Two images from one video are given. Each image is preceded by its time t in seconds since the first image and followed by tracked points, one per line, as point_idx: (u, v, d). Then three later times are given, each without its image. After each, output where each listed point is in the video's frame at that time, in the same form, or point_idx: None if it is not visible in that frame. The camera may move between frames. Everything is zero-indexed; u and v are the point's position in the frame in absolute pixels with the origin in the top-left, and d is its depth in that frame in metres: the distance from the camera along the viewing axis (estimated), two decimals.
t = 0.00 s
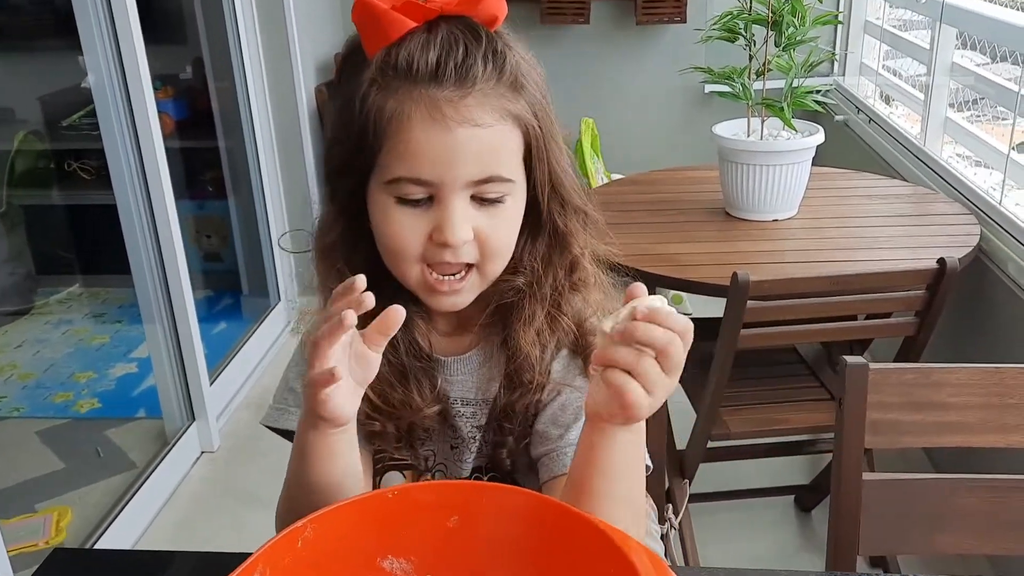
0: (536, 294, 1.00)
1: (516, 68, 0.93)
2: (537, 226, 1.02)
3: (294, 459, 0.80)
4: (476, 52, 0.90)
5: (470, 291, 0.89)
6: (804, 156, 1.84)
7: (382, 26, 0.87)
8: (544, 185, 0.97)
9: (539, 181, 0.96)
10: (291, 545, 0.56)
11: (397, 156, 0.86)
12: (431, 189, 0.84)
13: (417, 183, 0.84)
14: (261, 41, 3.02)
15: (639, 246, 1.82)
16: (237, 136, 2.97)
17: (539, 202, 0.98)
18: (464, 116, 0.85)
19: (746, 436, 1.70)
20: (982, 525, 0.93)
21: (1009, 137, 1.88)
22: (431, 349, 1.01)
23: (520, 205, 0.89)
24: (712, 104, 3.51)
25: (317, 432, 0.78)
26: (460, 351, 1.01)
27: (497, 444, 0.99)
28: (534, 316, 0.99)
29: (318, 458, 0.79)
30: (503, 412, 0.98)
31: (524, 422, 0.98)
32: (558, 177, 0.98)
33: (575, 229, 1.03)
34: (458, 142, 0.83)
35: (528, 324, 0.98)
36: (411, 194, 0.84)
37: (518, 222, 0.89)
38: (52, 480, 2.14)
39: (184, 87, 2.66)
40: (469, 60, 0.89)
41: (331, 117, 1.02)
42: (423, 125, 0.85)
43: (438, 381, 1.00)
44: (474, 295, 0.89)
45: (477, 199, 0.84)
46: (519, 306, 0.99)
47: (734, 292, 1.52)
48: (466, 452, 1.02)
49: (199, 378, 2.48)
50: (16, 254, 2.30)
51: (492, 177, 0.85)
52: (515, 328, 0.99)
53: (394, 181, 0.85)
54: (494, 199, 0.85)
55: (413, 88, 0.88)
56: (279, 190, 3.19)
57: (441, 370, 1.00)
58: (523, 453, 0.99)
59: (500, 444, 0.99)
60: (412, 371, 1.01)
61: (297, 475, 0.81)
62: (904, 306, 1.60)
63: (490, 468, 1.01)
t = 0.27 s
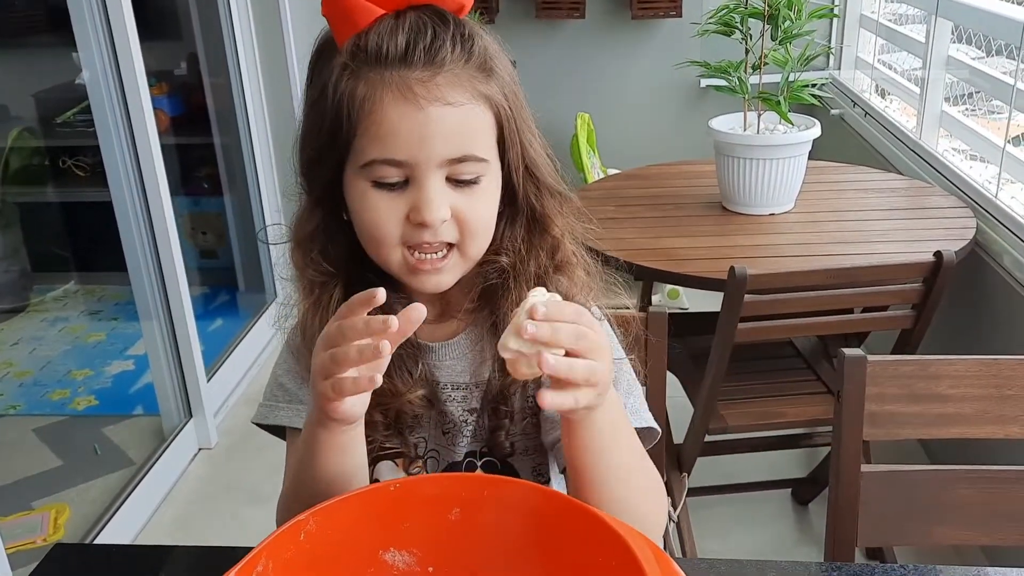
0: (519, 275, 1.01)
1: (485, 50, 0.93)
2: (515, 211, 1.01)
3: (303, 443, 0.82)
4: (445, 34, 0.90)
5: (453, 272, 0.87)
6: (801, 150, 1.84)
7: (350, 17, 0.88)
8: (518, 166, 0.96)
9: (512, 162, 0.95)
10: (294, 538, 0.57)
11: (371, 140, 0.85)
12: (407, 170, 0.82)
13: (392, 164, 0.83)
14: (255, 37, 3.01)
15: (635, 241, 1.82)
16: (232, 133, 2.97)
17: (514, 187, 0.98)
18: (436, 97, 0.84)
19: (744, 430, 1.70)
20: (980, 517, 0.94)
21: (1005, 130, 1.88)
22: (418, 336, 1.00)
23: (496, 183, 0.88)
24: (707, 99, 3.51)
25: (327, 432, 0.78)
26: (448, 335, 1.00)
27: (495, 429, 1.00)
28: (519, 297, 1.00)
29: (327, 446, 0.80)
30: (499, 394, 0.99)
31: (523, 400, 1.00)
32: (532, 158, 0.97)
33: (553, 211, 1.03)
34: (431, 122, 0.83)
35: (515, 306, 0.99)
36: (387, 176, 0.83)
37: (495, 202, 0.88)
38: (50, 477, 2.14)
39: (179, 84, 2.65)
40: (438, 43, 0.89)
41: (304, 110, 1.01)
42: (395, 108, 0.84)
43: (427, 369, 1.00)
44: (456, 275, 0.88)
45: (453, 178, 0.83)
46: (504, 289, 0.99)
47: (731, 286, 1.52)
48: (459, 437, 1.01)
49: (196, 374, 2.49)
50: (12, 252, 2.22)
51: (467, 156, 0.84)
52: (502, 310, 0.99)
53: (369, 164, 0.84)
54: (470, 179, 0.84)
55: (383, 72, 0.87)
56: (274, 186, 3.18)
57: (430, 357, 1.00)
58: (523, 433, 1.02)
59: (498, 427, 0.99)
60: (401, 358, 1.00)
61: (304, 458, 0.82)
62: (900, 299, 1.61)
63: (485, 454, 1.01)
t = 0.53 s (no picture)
0: (516, 273, 1.01)
1: (479, 58, 0.93)
2: (513, 211, 1.01)
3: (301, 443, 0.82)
4: (437, 45, 0.90)
5: (449, 275, 0.89)
6: (798, 149, 1.85)
7: (347, 24, 0.88)
8: (516, 171, 0.97)
9: (507, 169, 0.95)
10: (301, 534, 0.58)
11: (365, 150, 0.86)
12: (401, 179, 0.84)
13: (386, 174, 0.84)
14: (254, 36, 3.02)
15: (634, 239, 1.83)
16: (232, 132, 2.97)
17: (512, 190, 0.99)
18: (427, 110, 0.85)
19: (742, 427, 1.71)
20: (976, 513, 0.95)
21: (1001, 129, 1.89)
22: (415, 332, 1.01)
23: (492, 190, 0.90)
24: (705, 98, 3.52)
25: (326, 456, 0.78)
26: (445, 329, 1.01)
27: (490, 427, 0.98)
28: (516, 295, 1.00)
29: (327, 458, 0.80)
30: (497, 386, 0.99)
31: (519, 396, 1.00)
32: (528, 162, 0.98)
33: (553, 213, 1.03)
34: (423, 135, 0.84)
35: (511, 303, 1.00)
36: (381, 186, 0.85)
37: (490, 208, 0.89)
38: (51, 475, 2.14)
39: (178, 83, 2.66)
40: (431, 53, 0.90)
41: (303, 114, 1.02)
42: (387, 120, 0.85)
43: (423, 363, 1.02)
44: (452, 279, 0.90)
45: (446, 187, 0.85)
46: (500, 286, 1.00)
47: (730, 284, 1.53)
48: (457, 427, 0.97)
49: (197, 373, 2.47)
50: (12, 250, 2.34)
51: (460, 166, 0.85)
52: (498, 307, 1.00)
53: (364, 173, 0.86)
54: (464, 188, 0.85)
55: (377, 84, 0.88)
56: (273, 185, 3.18)
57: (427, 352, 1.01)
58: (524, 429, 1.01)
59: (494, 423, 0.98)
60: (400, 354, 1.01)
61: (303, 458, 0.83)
62: (897, 297, 1.62)
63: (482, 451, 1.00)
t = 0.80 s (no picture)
0: (530, 282, 1.01)
1: (501, 64, 0.94)
2: (532, 221, 1.02)
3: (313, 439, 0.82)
4: (458, 50, 0.91)
5: (464, 282, 0.89)
6: (803, 147, 1.85)
7: (369, 30, 0.91)
8: (536, 179, 0.97)
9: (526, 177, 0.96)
10: (313, 527, 0.58)
11: (384, 154, 0.86)
12: (419, 185, 0.84)
13: (404, 179, 0.85)
14: (257, 33, 3.01)
15: (639, 238, 1.83)
16: (235, 131, 2.97)
17: (530, 198, 0.99)
18: (447, 115, 0.86)
19: (746, 425, 1.71)
20: (983, 509, 0.95)
21: (1005, 127, 1.89)
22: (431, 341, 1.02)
23: (510, 197, 0.90)
24: (708, 97, 3.52)
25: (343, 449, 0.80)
26: (459, 338, 1.02)
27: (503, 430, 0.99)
28: (527, 305, 1.00)
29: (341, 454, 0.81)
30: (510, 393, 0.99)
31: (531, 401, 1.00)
32: (547, 169, 0.98)
33: (571, 223, 1.04)
34: (442, 140, 0.84)
35: (521, 312, 0.99)
36: (398, 191, 0.85)
37: (507, 216, 0.89)
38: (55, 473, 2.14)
39: (181, 81, 2.66)
40: (451, 59, 0.90)
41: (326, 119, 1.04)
42: (407, 124, 0.85)
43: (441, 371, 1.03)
44: (468, 285, 0.90)
45: (463, 193, 0.85)
46: (512, 295, 1.00)
47: (735, 282, 1.53)
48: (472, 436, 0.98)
49: (201, 371, 2.46)
50: (13, 249, 2.39)
51: (478, 173, 0.85)
52: (509, 317, 1.00)
53: (381, 178, 0.86)
54: (481, 195, 0.85)
55: (396, 89, 0.88)
56: (276, 183, 3.18)
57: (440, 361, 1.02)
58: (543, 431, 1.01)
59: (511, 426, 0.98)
60: (418, 363, 1.03)
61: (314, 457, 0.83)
62: (903, 295, 1.62)
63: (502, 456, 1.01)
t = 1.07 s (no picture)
0: (550, 310, 1.01)
1: (532, 85, 0.94)
2: (555, 247, 1.02)
3: (330, 434, 0.83)
4: (489, 68, 0.91)
5: (479, 301, 0.89)
6: (810, 146, 1.85)
7: (401, 46, 0.91)
8: (560, 204, 0.97)
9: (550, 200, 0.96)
10: (324, 520, 0.58)
11: (408, 168, 0.87)
12: (441, 201, 0.84)
13: (427, 194, 0.85)
14: (265, 32, 3.02)
15: (645, 236, 1.83)
16: (242, 129, 2.98)
17: (553, 223, 0.99)
18: (473, 131, 0.86)
19: (753, 424, 1.71)
20: (990, 508, 0.95)
21: (1013, 128, 1.88)
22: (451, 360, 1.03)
23: (531, 218, 0.89)
24: (715, 97, 3.52)
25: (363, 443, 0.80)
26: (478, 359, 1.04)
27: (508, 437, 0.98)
28: (543, 336, 1.01)
29: (360, 452, 0.80)
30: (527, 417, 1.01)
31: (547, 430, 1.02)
32: (573, 195, 0.98)
33: (596, 250, 1.03)
34: (467, 157, 0.84)
35: (538, 344, 1.01)
36: (420, 206, 0.85)
37: (529, 238, 0.89)
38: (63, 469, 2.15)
39: (189, 80, 2.67)
40: (482, 77, 0.91)
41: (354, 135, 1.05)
42: (432, 138, 0.86)
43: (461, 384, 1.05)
44: (485, 305, 0.89)
45: (485, 212, 0.85)
46: (527, 325, 1.00)
47: (741, 281, 1.53)
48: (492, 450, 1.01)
49: (208, 370, 2.45)
50: (23, 247, 2.42)
51: (500, 192, 0.85)
52: (525, 347, 1.01)
53: (403, 192, 0.86)
54: (503, 214, 0.85)
55: (424, 103, 0.89)
56: (283, 181, 3.19)
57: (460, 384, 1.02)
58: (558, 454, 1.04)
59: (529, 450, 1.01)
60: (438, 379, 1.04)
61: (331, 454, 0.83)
62: (910, 295, 1.62)
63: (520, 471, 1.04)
